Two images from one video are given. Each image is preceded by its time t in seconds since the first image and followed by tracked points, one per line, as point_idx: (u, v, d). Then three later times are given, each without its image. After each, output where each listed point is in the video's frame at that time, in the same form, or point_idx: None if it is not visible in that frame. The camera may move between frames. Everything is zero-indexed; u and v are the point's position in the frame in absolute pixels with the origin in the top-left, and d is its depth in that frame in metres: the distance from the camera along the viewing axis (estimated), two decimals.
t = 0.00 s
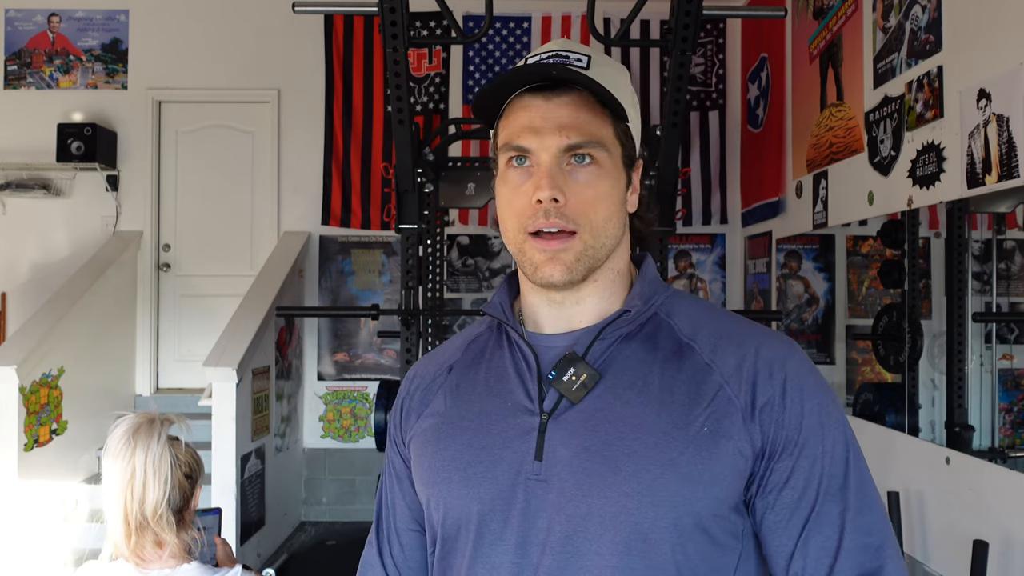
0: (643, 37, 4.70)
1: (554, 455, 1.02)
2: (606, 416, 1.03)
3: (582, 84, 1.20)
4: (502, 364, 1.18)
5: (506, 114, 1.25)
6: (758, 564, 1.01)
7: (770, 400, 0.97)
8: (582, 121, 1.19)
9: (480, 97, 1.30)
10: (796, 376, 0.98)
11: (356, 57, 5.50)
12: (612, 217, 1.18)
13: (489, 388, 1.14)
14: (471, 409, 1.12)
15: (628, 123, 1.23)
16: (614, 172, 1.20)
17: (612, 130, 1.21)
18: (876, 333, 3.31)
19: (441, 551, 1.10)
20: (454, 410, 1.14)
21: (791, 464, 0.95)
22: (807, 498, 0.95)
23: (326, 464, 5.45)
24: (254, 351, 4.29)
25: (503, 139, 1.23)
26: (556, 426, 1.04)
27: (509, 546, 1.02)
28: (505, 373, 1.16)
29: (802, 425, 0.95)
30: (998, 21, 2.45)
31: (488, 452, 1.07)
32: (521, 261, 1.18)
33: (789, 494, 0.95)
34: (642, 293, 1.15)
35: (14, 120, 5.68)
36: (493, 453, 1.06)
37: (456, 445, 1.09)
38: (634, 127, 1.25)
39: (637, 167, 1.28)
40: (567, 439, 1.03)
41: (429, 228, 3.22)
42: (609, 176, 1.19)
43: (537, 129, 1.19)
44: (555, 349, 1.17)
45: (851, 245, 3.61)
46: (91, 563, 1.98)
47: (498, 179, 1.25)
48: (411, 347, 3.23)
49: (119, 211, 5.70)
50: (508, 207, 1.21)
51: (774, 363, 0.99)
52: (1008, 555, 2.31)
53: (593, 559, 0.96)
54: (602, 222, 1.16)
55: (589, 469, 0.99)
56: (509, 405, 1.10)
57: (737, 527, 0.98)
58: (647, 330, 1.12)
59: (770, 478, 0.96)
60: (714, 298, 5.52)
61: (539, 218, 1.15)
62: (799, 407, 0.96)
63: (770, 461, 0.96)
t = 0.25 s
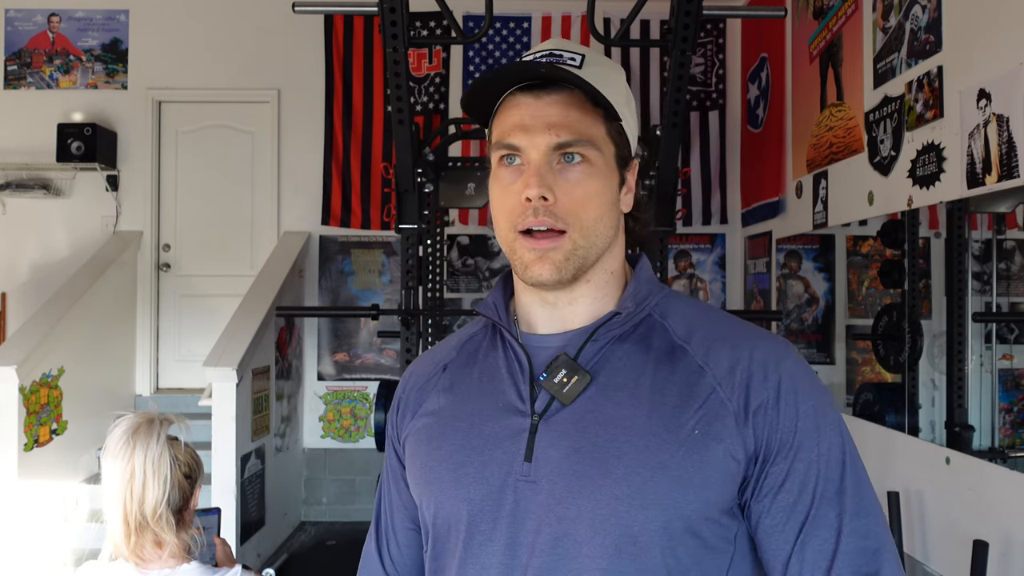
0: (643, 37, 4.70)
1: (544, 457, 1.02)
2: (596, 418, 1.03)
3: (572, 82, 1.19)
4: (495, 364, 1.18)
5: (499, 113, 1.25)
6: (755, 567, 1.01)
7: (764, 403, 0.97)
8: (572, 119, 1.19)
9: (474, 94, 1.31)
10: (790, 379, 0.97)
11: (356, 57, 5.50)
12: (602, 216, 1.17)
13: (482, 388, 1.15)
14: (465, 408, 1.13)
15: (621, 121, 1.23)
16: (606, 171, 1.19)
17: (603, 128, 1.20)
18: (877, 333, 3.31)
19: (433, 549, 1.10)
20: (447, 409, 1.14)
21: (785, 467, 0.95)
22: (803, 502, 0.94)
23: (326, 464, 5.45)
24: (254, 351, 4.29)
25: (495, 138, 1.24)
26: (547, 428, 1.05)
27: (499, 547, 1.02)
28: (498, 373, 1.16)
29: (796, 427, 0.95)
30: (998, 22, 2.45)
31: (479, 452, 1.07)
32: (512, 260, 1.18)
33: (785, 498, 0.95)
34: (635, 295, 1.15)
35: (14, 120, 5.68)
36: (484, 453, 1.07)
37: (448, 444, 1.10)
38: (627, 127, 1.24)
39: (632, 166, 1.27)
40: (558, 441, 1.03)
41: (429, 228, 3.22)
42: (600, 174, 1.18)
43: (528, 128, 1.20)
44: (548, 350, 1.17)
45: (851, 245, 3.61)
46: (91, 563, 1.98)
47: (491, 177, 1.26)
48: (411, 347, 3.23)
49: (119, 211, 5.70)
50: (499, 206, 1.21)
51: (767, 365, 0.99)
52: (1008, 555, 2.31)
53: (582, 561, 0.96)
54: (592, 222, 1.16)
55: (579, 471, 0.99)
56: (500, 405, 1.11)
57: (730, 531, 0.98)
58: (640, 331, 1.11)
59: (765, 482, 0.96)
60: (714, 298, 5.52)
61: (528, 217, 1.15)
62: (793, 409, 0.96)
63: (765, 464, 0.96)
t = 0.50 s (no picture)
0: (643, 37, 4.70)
1: (535, 458, 1.02)
2: (587, 419, 1.03)
3: (560, 82, 1.19)
4: (488, 365, 1.18)
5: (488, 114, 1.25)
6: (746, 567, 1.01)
7: (754, 404, 0.97)
8: (562, 120, 1.19)
9: (463, 94, 1.31)
10: (781, 380, 0.97)
11: (356, 57, 5.50)
12: (591, 216, 1.17)
13: (475, 389, 1.15)
14: (458, 409, 1.13)
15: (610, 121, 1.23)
16: (595, 171, 1.19)
17: (592, 129, 1.20)
18: (876, 333, 3.31)
19: (426, 549, 1.11)
20: (441, 409, 1.15)
21: (775, 468, 0.95)
22: (793, 502, 0.94)
23: (326, 464, 5.45)
24: (254, 351, 4.29)
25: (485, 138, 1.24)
26: (539, 429, 1.04)
27: (489, 548, 1.02)
28: (491, 374, 1.16)
29: (786, 428, 0.95)
30: (998, 21, 2.45)
31: (471, 452, 1.07)
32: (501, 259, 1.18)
33: (775, 499, 0.95)
34: (627, 297, 1.15)
35: (14, 120, 5.68)
36: (476, 454, 1.07)
37: (440, 445, 1.10)
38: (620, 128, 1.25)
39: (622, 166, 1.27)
40: (549, 441, 1.03)
41: (429, 228, 3.22)
42: (588, 175, 1.18)
43: (516, 129, 1.20)
44: (542, 350, 1.19)
45: (851, 245, 3.60)
46: (91, 563, 1.98)
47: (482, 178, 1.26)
48: (411, 347, 3.23)
49: (119, 211, 5.70)
50: (489, 206, 1.21)
51: (758, 366, 0.99)
52: (1008, 556, 2.31)
53: (572, 561, 0.96)
54: (580, 222, 1.16)
55: (570, 471, 0.99)
56: (492, 406, 1.11)
57: (721, 531, 0.99)
58: (632, 332, 1.12)
59: (756, 482, 0.96)
60: (714, 299, 5.52)
61: (516, 216, 1.15)
62: (783, 410, 0.96)
63: (755, 465, 0.96)
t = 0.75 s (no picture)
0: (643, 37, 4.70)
1: (530, 456, 1.02)
2: (581, 417, 1.03)
3: (540, 95, 1.17)
4: (484, 366, 1.19)
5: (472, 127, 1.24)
6: (738, 564, 1.02)
7: (746, 402, 0.97)
8: (543, 134, 1.17)
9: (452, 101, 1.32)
10: (772, 378, 0.97)
11: (356, 57, 5.49)
12: (577, 228, 1.16)
13: (470, 389, 1.15)
14: (453, 409, 1.14)
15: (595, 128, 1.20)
16: (579, 183, 1.18)
17: (576, 140, 1.18)
18: (876, 333, 3.31)
19: (421, 549, 1.11)
20: (437, 410, 1.15)
21: (766, 464, 0.95)
22: (784, 498, 0.95)
23: (326, 464, 5.44)
24: (254, 351, 4.29)
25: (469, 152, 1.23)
26: (534, 427, 1.04)
27: (483, 545, 1.02)
28: (487, 375, 1.17)
29: (777, 425, 0.95)
30: (997, 21, 2.45)
31: (466, 452, 1.07)
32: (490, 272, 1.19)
33: (767, 495, 0.95)
34: (621, 296, 1.15)
35: (14, 120, 5.68)
36: (471, 453, 1.07)
37: (435, 444, 1.11)
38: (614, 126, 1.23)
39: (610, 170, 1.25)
40: (543, 440, 1.03)
41: (429, 228, 3.22)
42: (573, 188, 1.17)
43: (498, 145, 1.19)
44: (536, 350, 1.19)
45: (851, 245, 3.60)
46: (91, 563, 1.98)
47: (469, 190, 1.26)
48: (411, 347, 3.23)
49: (119, 211, 5.70)
50: (477, 220, 1.22)
51: (750, 364, 0.99)
52: (1008, 556, 2.31)
53: (566, 558, 0.96)
54: (565, 235, 1.15)
55: (564, 469, 0.99)
56: (487, 405, 1.11)
57: (713, 528, 0.99)
58: (624, 332, 1.12)
59: (747, 479, 0.96)
60: (714, 299, 5.52)
61: (501, 233, 1.15)
62: (775, 407, 0.95)
63: (747, 462, 0.96)
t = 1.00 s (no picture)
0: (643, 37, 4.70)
1: (527, 459, 1.02)
2: (578, 420, 1.03)
3: (556, 92, 1.19)
4: (477, 368, 1.18)
5: (479, 123, 1.23)
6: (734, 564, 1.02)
7: (741, 402, 0.97)
8: (559, 128, 1.19)
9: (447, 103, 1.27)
10: (766, 377, 0.97)
11: (356, 57, 5.49)
12: (591, 222, 1.19)
13: (464, 393, 1.15)
14: (447, 413, 1.13)
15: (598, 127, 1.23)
16: (591, 178, 1.21)
17: (587, 136, 1.21)
18: (876, 333, 3.31)
19: (418, 553, 1.10)
20: (430, 414, 1.14)
21: (761, 464, 0.95)
22: (779, 498, 0.95)
23: (326, 464, 5.44)
24: (254, 351, 4.29)
25: (479, 148, 1.22)
26: (530, 430, 1.04)
27: (481, 548, 1.02)
28: (480, 377, 1.16)
29: (772, 424, 0.95)
30: (997, 21, 2.45)
31: (461, 455, 1.07)
32: (504, 267, 1.19)
33: (762, 495, 0.95)
34: (615, 297, 1.16)
35: (14, 120, 5.68)
36: (466, 457, 1.06)
37: (430, 448, 1.10)
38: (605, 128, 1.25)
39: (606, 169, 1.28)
40: (540, 443, 1.03)
41: (429, 228, 3.22)
42: (587, 182, 1.19)
43: (514, 140, 1.19)
44: (529, 353, 1.18)
45: (851, 245, 3.60)
46: (91, 564, 1.98)
47: (473, 187, 1.25)
48: (412, 347, 3.23)
49: (119, 211, 5.69)
50: (489, 215, 1.21)
51: (745, 363, 0.99)
52: (1008, 556, 2.31)
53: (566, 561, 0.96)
54: (583, 228, 1.17)
55: (562, 472, 0.99)
56: (482, 408, 1.11)
57: (709, 527, 0.99)
58: (619, 333, 1.12)
59: (743, 479, 0.96)
60: (714, 299, 5.52)
61: (522, 227, 1.15)
62: (770, 406, 0.96)
63: (742, 462, 0.96)
